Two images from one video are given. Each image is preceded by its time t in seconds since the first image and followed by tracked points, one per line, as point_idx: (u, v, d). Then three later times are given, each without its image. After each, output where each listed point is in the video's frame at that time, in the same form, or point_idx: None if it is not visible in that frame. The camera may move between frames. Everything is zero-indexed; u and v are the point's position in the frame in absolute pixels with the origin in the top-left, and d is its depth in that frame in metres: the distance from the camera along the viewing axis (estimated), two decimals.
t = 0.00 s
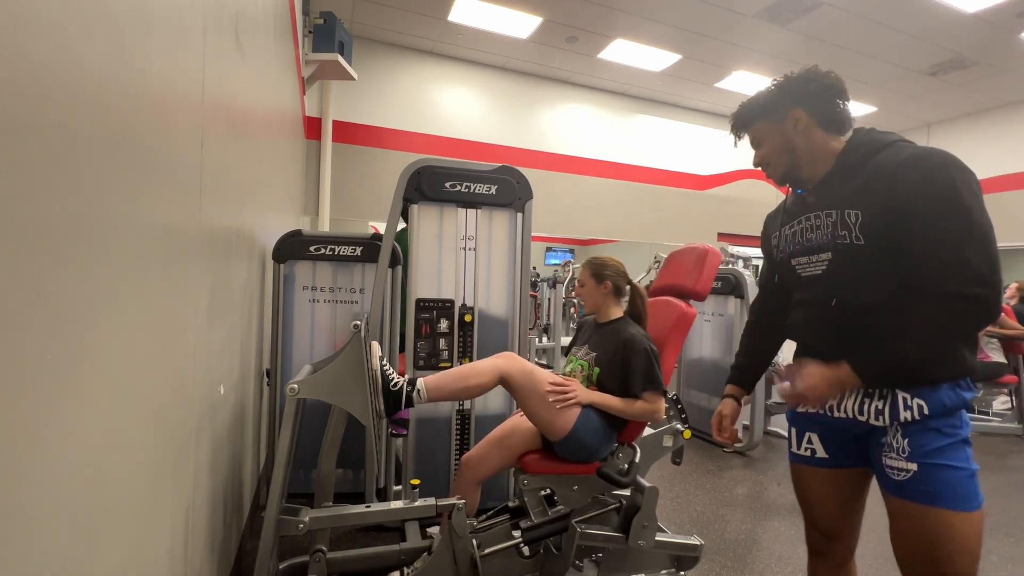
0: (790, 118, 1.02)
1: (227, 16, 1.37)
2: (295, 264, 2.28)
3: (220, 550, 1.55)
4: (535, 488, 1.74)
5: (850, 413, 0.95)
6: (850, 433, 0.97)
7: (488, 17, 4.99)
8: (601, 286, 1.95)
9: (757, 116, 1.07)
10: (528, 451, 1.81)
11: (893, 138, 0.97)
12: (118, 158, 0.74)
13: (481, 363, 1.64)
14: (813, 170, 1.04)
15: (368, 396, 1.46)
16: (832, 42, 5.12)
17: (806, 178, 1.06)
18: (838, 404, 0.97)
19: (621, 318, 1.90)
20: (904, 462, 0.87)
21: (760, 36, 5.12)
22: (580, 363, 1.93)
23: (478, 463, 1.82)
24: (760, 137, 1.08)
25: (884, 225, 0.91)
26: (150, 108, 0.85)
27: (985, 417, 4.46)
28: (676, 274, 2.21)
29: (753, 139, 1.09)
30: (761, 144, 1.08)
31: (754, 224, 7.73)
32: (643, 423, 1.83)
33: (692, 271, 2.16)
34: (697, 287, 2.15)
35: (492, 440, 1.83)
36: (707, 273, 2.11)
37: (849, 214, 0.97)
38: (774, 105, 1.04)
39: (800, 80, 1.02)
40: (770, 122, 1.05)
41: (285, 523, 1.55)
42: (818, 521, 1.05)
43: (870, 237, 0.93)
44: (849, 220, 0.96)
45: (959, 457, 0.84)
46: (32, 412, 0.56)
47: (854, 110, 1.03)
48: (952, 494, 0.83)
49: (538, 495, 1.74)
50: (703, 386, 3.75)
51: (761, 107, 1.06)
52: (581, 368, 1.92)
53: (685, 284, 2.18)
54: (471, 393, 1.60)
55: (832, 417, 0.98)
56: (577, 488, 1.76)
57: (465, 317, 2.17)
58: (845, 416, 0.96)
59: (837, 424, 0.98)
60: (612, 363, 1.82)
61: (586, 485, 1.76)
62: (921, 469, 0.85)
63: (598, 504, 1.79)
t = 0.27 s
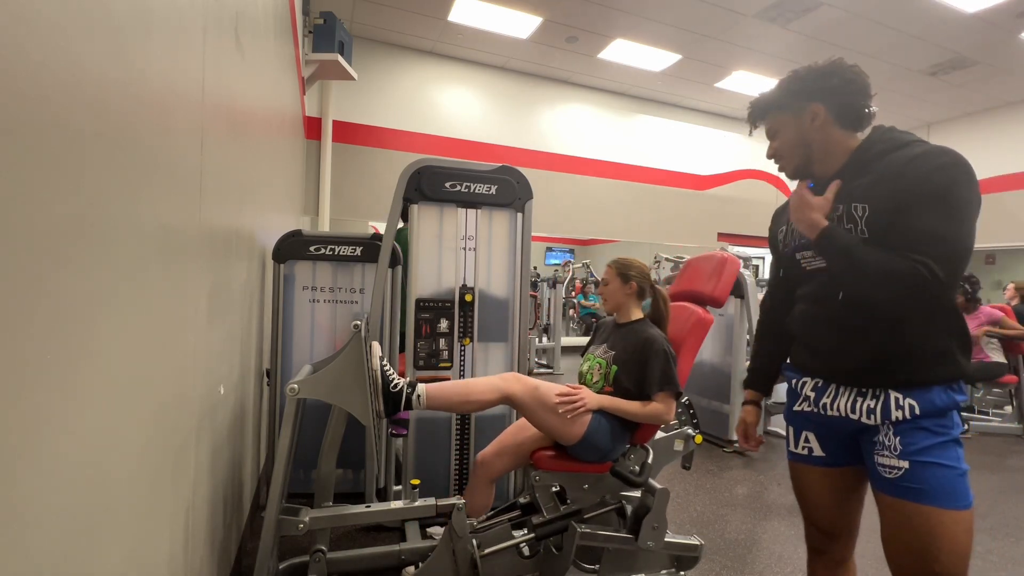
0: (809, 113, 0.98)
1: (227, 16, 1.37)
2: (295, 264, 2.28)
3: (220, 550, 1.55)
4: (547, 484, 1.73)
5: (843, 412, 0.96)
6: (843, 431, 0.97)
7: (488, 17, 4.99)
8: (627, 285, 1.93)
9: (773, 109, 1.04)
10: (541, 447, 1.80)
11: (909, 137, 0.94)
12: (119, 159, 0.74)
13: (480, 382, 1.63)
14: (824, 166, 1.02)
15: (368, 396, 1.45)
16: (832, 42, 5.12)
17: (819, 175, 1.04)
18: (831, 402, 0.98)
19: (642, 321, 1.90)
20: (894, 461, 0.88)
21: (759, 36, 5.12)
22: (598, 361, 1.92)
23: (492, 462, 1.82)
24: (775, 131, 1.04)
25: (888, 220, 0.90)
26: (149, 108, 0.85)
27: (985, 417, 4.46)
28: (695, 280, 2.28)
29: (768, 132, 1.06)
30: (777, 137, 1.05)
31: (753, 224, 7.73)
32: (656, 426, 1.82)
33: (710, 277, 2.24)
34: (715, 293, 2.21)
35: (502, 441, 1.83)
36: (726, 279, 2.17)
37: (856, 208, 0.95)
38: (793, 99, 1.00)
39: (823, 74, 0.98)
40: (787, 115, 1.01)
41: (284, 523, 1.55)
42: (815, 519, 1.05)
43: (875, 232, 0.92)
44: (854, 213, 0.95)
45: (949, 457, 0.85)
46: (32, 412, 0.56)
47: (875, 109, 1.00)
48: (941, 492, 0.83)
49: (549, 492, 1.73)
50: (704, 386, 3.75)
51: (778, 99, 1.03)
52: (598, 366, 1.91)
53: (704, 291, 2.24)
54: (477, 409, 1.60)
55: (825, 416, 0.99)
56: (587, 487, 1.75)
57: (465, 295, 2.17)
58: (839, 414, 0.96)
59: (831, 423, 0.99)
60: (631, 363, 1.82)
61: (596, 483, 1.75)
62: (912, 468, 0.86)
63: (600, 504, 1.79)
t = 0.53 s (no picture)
0: (818, 110, 0.98)
1: (227, 16, 1.37)
2: (295, 264, 2.28)
3: (220, 550, 1.55)
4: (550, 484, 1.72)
5: (842, 411, 0.96)
6: (842, 431, 0.97)
7: (488, 17, 4.99)
8: (635, 286, 1.96)
9: (783, 104, 1.04)
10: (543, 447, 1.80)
11: (920, 138, 0.94)
12: (119, 160, 0.74)
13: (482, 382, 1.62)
14: (834, 165, 1.02)
15: (368, 395, 1.45)
16: (832, 42, 5.12)
17: (827, 173, 1.04)
18: (831, 402, 0.98)
19: (647, 321, 1.91)
20: (892, 460, 0.88)
21: (759, 36, 5.12)
22: (601, 361, 1.92)
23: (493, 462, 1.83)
24: (784, 127, 1.05)
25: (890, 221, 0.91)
26: (149, 108, 0.85)
27: (985, 417, 4.46)
28: (698, 281, 2.27)
29: (776, 128, 1.07)
30: (785, 133, 1.05)
31: (754, 224, 7.73)
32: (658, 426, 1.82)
33: (713, 278, 2.23)
34: (718, 294, 2.20)
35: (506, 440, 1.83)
36: (729, 280, 2.17)
37: (859, 208, 0.96)
38: (803, 95, 1.00)
39: (835, 69, 0.98)
40: (795, 111, 1.02)
41: (285, 523, 1.55)
42: (815, 518, 1.05)
43: (878, 231, 0.92)
44: (858, 213, 0.96)
45: (946, 457, 0.85)
46: (31, 412, 0.56)
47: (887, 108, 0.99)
48: (938, 492, 0.83)
49: (552, 492, 1.72)
50: (704, 386, 3.75)
51: (787, 94, 1.03)
52: (602, 366, 1.91)
53: (707, 292, 2.23)
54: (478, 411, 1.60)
55: (825, 415, 0.99)
56: (590, 487, 1.75)
57: (465, 292, 2.17)
58: (838, 413, 0.96)
59: (831, 422, 0.99)
60: (633, 363, 1.82)
61: (598, 483, 1.76)
62: (909, 467, 0.86)
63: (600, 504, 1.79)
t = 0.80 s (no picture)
0: (830, 105, 0.98)
1: (227, 16, 1.37)
2: (295, 264, 2.28)
3: (220, 550, 1.55)
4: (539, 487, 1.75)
5: (855, 413, 0.96)
6: (854, 433, 0.97)
7: (488, 17, 4.99)
8: (616, 283, 1.95)
9: (794, 101, 1.04)
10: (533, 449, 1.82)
11: (939, 134, 0.93)
12: (120, 160, 0.74)
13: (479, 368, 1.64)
14: (847, 162, 1.02)
15: (368, 397, 1.46)
16: (832, 42, 5.12)
17: (838, 170, 1.04)
18: (844, 404, 0.98)
19: (630, 319, 1.91)
20: (910, 465, 0.88)
21: (759, 36, 5.11)
22: (586, 361, 1.93)
23: (479, 460, 1.82)
24: (795, 123, 1.05)
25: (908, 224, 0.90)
26: (150, 108, 0.85)
27: (985, 417, 4.45)
28: (683, 276, 2.26)
29: (787, 124, 1.07)
30: (796, 130, 1.05)
31: (754, 224, 7.73)
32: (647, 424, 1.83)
33: (697, 273, 2.22)
34: (702, 288, 2.20)
35: (495, 439, 1.83)
36: (712, 275, 2.16)
37: (878, 209, 0.95)
38: (814, 91, 1.00)
39: (848, 64, 0.98)
40: (806, 107, 1.02)
41: (285, 523, 1.55)
42: (822, 521, 1.06)
43: (897, 234, 0.91)
44: (876, 215, 0.95)
45: (966, 462, 0.84)
46: (31, 412, 0.56)
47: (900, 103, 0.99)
48: (957, 497, 0.83)
49: (542, 495, 1.74)
50: (704, 386, 3.75)
51: (799, 89, 1.03)
52: (587, 367, 1.92)
53: (690, 286, 2.23)
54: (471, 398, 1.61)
55: (837, 418, 0.99)
56: (581, 488, 1.79)
57: (465, 311, 2.18)
58: (850, 415, 0.96)
59: (843, 425, 0.99)
60: (617, 362, 1.82)
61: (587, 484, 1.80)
62: (927, 473, 0.86)
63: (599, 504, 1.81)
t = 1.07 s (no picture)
0: (866, 86, 0.92)
1: (227, 16, 1.37)
2: (295, 264, 2.28)
3: (220, 550, 1.55)
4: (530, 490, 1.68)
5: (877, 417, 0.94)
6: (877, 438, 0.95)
7: (488, 17, 4.99)
8: (595, 286, 1.92)
9: (827, 79, 0.98)
10: (522, 452, 1.81)
11: (974, 125, 0.87)
12: (119, 160, 0.74)
13: (476, 360, 1.64)
14: (873, 150, 0.96)
15: (368, 397, 1.46)
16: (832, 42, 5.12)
17: (864, 158, 0.99)
18: (865, 407, 0.96)
19: (613, 319, 1.90)
20: (935, 474, 0.84)
21: (759, 36, 5.11)
22: (572, 364, 1.93)
23: (469, 460, 1.82)
24: (826, 103, 0.98)
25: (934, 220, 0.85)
26: (149, 108, 0.84)
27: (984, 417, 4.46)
28: (669, 272, 2.25)
29: (818, 103, 1.01)
30: (826, 112, 0.99)
31: (754, 224, 7.73)
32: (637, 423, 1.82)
33: (683, 268, 2.22)
34: (688, 283, 2.19)
35: (487, 437, 1.82)
36: (697, 269, 2.16)
37: (903, 205, 0.90)
38: (850, 69, 0.94)
39: (892, 45, 0.91)
40: (841, 86, 0.95)
41: (285, 523, 1.55)
42: (836, 527, 1.03)
43: (921, 231, 0.87)
44: (901, 211, 0.90)
45: (995, 468, 0.81)
46: (30, 412, 0.56)
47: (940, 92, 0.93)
48: (988, 506, 0.80)
49: (533, 498, 1.66)
50: (704, 387, 3.75)
51: (835, 67, 0.96)
52: (572, 370, 1.91)
53: (675, 282, 2.23)
54: (467, 389, 1.60)
55: (859, 421, 0.97)
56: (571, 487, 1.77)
57: (465, 326, 2.17)
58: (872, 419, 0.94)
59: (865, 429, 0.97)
60: (603, 364, 1.81)
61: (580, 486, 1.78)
62: (953, 481, 0.83)
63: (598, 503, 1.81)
